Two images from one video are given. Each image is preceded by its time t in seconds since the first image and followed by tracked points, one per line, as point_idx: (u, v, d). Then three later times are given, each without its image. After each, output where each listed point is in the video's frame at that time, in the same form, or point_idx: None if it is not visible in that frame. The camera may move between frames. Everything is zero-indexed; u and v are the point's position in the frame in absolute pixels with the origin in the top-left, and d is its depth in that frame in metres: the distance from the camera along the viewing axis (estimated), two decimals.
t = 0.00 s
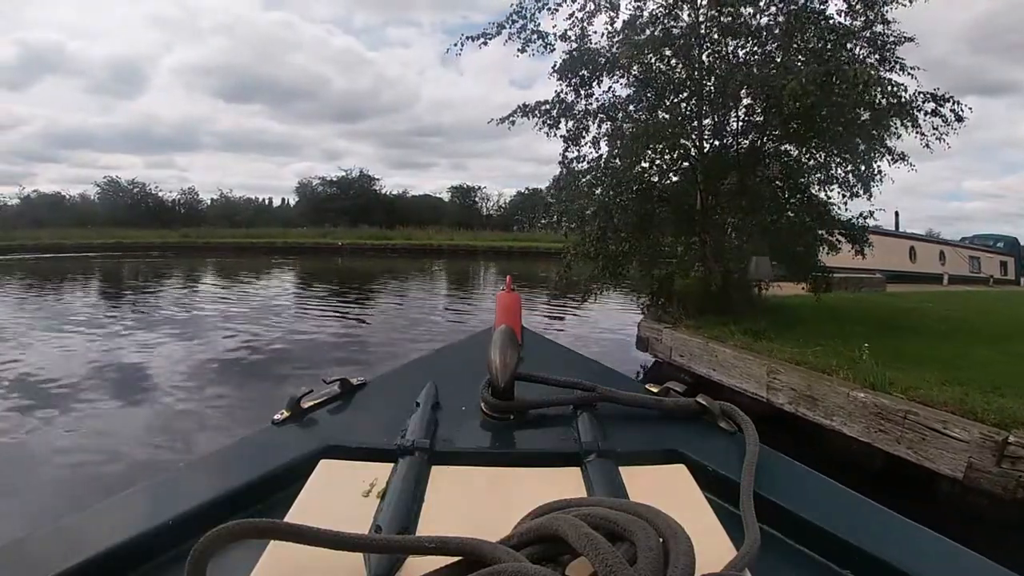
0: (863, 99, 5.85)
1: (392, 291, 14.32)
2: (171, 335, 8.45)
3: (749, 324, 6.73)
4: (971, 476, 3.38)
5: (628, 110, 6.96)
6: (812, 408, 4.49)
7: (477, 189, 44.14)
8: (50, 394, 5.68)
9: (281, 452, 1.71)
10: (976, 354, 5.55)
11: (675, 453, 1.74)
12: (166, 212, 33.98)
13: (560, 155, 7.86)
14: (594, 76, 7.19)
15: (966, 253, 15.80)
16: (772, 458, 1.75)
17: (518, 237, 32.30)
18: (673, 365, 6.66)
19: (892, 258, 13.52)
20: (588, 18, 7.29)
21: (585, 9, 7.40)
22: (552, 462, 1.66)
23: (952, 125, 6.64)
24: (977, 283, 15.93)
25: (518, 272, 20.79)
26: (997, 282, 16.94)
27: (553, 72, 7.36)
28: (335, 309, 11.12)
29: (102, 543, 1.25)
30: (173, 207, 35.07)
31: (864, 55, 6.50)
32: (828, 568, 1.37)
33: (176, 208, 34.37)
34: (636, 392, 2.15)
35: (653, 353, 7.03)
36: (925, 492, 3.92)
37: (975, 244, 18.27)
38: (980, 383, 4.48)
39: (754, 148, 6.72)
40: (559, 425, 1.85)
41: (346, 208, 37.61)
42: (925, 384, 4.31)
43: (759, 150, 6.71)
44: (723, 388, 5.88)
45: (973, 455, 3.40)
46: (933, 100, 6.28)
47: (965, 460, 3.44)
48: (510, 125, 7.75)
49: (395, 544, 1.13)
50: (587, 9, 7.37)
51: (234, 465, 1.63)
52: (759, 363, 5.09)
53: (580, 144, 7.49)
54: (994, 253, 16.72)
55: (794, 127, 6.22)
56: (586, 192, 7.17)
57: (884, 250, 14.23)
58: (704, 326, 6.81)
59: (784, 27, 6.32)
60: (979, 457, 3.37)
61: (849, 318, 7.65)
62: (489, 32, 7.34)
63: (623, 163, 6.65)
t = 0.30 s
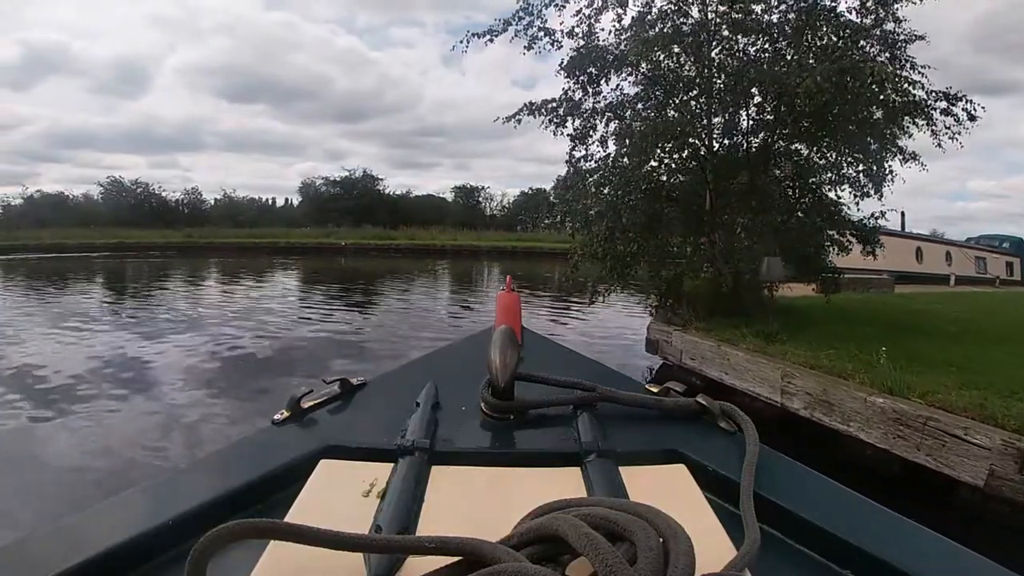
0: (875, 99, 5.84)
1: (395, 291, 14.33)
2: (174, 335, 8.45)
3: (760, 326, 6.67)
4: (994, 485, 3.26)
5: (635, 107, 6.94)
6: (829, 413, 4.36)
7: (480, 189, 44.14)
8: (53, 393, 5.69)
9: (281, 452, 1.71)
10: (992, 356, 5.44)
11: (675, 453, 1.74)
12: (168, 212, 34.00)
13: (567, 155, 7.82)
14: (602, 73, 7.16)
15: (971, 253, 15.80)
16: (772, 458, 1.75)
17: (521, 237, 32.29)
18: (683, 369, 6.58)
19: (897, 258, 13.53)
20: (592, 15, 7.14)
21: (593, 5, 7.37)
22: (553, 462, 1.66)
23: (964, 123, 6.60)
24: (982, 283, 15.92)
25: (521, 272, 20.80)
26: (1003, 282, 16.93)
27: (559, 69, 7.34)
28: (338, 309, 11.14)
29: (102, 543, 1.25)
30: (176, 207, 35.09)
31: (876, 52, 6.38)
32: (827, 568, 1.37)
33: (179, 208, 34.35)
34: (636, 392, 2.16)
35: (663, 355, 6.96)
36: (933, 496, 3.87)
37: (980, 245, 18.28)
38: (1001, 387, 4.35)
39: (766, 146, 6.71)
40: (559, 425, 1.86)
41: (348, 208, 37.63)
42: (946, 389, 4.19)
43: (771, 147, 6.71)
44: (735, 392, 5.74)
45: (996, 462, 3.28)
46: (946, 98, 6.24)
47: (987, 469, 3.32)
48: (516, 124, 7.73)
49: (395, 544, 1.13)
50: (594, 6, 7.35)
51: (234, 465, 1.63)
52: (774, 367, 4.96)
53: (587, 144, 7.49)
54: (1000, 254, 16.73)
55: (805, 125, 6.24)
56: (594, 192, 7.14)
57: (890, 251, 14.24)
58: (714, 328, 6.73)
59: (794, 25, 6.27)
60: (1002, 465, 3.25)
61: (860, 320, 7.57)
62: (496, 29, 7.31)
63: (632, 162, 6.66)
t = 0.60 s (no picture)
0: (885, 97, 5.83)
1: (398, 292, 14.34)
2: (177, 335, 8.46)
3: (772, 329, 6.61)
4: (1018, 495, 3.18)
5: (643, 105, 6.91)
6: (846, 418, 4.30)
7: (484, 189, 44.09)
8: (56, 393, 5.70)
9: (281, 452, 1.71)
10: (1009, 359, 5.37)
11: (675, 454, 1.74)
12: (171, 212, 34.02)
13: (575, 155, 7.69)
14: (610, 71, 7.04)
15: (977, 254, 15.77)
16: (773, 458, 1.75)
17: (524, 237, 32.28)
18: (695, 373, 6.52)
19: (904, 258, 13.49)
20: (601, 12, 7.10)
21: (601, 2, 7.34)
22: (553, 462, 1.66)
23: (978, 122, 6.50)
24: (989, 284, 15.89)
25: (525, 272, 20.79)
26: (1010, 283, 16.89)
27: (566, 67, 7.30)
28: (341, 309, 11.15)
29: (102, 543, 1.25)
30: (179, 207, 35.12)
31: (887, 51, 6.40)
32: (827, 568, 1.36)
33: (182, 208, 34.38)
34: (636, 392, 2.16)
35: (674, 358, 6.90)
36: (947, 501, 3.79)
37: (986, 246, 18.25)
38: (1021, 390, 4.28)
39: (777, 145, 6.65)
40: (559, 425, 1.86)
41: (351, 208, 37.63)
42: (966, 395, 4.07)
43: (782, 147, 6.65)
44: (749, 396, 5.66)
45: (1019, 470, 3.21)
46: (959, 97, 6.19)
47: (1010, 477, 3.24)
48: (522, 122, 7.70)
49: (395, 544, 1.13)
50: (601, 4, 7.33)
51: (234, 466, 1.63)
52: (789, 372, 4.89)
53: (594, 143, 7.44)
54: (1006, 254, 16.69)
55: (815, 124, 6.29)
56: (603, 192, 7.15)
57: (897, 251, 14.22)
58: (726, 331, 6.67)
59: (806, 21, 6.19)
60: None
61: (871, 322, 7.50)
62: (502, 26, 7.29)
63: (641, 161, 6.64)
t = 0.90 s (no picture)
0: (897, 94, 5.93)
1: (402, 292, 14.36)
2: (180, 335, 8.48)
3: (784, 332, 6.57)
4: None
5: (652, 103, 6.86)
6: (863, 425, 4.19)
7: (487, 189, 44.11)
8: (60, 392, 5.71)
9: (281, 452, 1.71)
10: None
11: (675, 453, 1.74)
12: (175, 212, 34.07)
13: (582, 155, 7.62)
14: (619, 69, 7.06)
15: (984, 255, 15.75)
16: (774, 458, 1.75)
17: (528, 238, 32.29)
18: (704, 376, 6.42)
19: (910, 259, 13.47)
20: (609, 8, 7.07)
21: None
22: (553, 462, 1.66)
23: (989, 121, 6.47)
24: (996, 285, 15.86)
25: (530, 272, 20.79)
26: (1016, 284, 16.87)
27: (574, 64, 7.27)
28: (345, 309, 11.17)
29: (103, 543, 1.25)
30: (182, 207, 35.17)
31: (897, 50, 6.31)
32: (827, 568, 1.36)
33: (186, 208, 34.42)
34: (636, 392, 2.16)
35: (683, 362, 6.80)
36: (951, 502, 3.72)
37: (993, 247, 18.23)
38: None
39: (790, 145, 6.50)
40: (560, 425, 1.86)
41: (354, 208, 37.64)
42: (984, 400, 4.01)
43: (794, 147, 6.51)
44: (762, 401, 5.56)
45: None
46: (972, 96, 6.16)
47: None
48: (529, 120, 7.69)
49: (395, 544, 1.13)
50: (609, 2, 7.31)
51: (234, 466, 1.63)
52: (803, 376, 4.80)
53: (602, 142, 7.37)
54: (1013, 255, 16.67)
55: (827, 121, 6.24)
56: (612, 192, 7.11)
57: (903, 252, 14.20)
58: (737, 334, 6.60)
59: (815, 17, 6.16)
60: None
61: (883, 325, 7.43)
62: (509, 22, 7.28)
63: (651, 160, 6.59)
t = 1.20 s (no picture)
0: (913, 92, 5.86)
1: (405, 292, 14.36)
2: (183, 335, 8.48)
3: (795, 334, 6.55)
4: None
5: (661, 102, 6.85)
6: (884, 432, 4.14)
7: (490, 189, 44.10)
8: (62, 392, 5.71)
9: (281, 451, 1.71)
10: None
11: (675, 453, 1.74)
12: (178, 212, 34.10)
13: (589, 154, 7.57)
14: (627, 67, 6.96)
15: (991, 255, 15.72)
16: (773, 458, 1.75)
17: (531, 238, 32.27)
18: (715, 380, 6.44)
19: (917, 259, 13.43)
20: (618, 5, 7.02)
21: None
22: (553, 462, 1.66)
23: (1000, 121, 6.46)
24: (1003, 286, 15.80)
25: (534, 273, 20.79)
26: None
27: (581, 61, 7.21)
28: (348, 309, 11.18)
29: (104, 543, 1.25)
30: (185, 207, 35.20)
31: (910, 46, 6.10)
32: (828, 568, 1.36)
33: (189, 209, 34.45)
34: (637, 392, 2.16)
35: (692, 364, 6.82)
36: (952, 505, 3.83)
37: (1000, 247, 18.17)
38: None
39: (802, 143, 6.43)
40: (560, 424, 1.85)
41: (357, 208, 37.65)
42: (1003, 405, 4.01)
43: (805, 146, 6.49)
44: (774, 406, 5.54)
45: None
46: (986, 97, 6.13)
47: None
48: (535, 119, 7.65)
49: (395, 544, 1.13)
50: None
51: (234, 466, 1.63)
52: (819, 381, 4.78)
53: (608, 141, 7.31)
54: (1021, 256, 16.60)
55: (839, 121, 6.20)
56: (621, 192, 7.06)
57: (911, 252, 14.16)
58: (748, 337, 6.59)
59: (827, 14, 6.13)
60: None
61: (892, 326, 7.44)
62: (515, 18, 7.27)
63: (660, 160, 6.54)
